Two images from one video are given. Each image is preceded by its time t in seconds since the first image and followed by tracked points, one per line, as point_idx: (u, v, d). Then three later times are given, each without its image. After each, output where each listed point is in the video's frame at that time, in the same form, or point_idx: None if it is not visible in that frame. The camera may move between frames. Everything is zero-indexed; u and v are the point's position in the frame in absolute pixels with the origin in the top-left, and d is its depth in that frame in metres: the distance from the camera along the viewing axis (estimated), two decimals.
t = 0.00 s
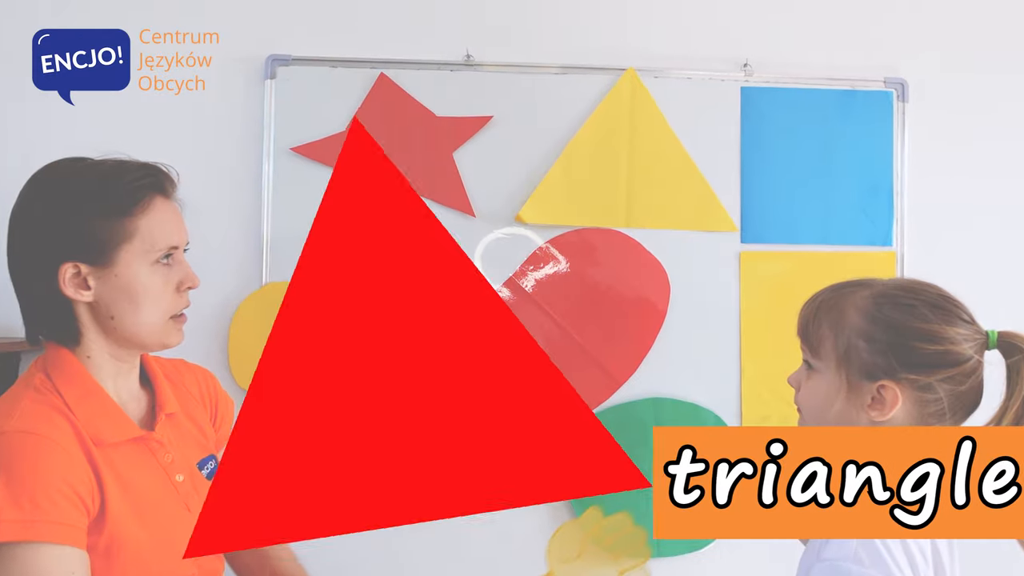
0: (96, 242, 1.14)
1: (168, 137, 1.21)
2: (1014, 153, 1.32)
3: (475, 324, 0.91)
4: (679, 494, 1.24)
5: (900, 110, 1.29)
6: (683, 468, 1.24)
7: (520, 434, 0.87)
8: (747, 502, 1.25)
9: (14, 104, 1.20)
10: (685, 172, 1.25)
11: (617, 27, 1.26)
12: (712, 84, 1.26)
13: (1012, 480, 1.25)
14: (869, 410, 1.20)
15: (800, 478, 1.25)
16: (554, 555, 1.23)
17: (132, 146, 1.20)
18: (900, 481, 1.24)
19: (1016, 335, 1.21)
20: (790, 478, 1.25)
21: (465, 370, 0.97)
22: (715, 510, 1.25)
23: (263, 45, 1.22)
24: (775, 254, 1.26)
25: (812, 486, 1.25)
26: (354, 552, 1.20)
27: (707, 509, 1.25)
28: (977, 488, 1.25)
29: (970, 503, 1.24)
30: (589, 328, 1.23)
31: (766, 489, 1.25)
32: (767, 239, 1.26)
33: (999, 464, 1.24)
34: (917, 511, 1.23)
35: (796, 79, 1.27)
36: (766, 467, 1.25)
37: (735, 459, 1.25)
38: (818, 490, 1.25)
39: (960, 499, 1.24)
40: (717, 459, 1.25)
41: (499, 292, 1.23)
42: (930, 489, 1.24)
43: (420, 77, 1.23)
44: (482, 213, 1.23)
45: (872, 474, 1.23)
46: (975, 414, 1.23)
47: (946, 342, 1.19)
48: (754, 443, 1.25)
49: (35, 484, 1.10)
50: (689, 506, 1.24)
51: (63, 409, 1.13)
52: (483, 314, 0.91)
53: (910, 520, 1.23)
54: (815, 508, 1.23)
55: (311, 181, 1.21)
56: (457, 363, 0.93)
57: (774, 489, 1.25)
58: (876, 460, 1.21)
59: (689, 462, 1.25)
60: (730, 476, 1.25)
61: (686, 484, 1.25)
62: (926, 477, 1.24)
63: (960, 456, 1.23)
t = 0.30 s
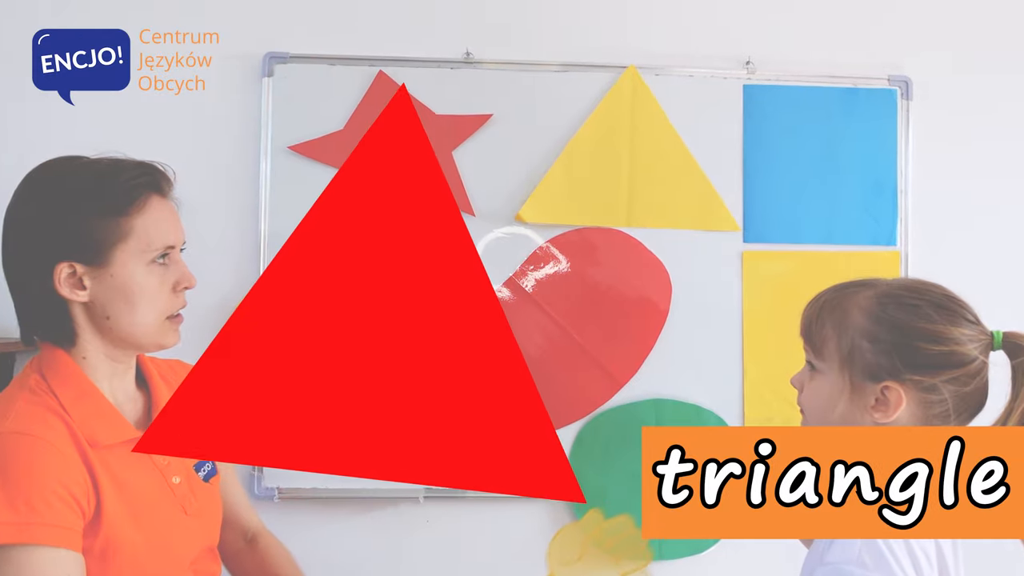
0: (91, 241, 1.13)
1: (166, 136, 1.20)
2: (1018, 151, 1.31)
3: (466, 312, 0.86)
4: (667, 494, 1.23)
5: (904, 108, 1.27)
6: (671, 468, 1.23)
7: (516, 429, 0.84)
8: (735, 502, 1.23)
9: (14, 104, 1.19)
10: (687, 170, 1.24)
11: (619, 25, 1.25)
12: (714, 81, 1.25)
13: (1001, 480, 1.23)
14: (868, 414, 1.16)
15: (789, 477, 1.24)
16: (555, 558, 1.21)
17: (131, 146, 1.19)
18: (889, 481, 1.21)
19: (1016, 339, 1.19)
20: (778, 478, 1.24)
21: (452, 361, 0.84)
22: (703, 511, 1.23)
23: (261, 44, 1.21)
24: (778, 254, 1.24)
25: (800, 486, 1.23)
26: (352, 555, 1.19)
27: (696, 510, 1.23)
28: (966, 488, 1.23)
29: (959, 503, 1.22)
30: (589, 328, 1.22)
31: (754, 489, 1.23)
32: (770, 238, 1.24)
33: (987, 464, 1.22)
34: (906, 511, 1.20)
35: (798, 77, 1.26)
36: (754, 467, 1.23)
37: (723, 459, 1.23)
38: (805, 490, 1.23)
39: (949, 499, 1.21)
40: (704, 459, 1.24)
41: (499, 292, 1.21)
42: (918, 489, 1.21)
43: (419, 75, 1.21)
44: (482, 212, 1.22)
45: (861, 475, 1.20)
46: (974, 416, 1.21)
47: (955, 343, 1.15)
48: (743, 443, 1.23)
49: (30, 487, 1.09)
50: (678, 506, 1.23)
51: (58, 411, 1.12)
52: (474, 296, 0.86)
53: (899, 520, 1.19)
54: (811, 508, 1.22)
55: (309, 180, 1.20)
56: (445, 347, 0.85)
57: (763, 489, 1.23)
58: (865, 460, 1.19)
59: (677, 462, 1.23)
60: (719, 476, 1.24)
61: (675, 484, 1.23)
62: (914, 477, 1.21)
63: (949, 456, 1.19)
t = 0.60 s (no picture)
0: (87, 241, 1.12)
1: (165, 136, 1.19)
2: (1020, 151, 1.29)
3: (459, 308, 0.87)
4: (667, 494, 1.22)
5: (907, 106, 1.26)
6: (672, 468, 1.22)
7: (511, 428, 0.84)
8: (735, 502, 1.22)
9: (15, 105, 1.18)
10: (689, 169, 1.23)
11: (620, 23, 1.24)
12: (716, 79, 1.24)
13: (1001, 480, 1.22)
14: (869, 418, 1.10)
15: (789, 477, 1.23)
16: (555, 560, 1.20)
17: (129, 145, 1.18)
18: (889, 481, 1.20)
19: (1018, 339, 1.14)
20: (778, 478, 1.23)
21: (448, 349, 0.86)
22: (703, 511, 1.22)
23: (258, 42, 1.20)
24: (780, 254, 1.23)
25: (801, 486, 1.22)
26: (351, 557, 1.18)
27: (696, 510, 1.22)
28: (966, 488, 1.22)
29: (959, 503, 1.20)
30: (590, 329, 1.21)
31: (754, 489, 1.23)
32: (772, 238, 1.23)
33: (987, 463, 1.22)
34: (906, 511, 1.19)
35: (800, 75, 1.25)
36: (754, 467, 1.23)
37: (724, 459, 1.22)
38: (805, 491, 1.22)
39: (949, 499, 1.20)
40: (704, 459, 1.23)
41: (499, 292, 1.20)
42: (918, 489, 1.20)
43: (418, 73, 1.21)
44: (481, 212, 1.21)
45: (861, 475, 1.19)
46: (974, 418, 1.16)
47: (960, 343, 1.09)
48: (743, 443, 1.22)
49: (27, 489, 1.08)
50: (678, 506, 1.22)
51: (54, 412, 1.11)
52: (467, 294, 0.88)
53: (899, 520, 1.17)
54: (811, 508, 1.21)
55: (307, 179, 1.19)
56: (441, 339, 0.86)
57: (763, 489, 1.23)
58: (865, 460, 1.18)
59: (677, 462, 1.22)
60: (719, 476, 1.23)
61: (675, 484, 1.22)
62: (913, 477, 1.19)
63: (949, 455, 1.18)
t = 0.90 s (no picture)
0: (85, 240, 1.12)
1: (164, 136, 1.18)
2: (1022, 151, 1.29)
3: (461, 306, 0.85)
4: (666, 494, 1.21)
5: (908, 105, 1.26)
6: (671, 468, 1.21)
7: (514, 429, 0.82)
8: (735, 502, 1.21)
9: (15, 105, 1.17)
10: (690, 169, 1.22)
11: (621, 23, 1.23)
12: (717, 79, 1.23)
13: (1001, 480, 1.22)
14: (869, 419, 1.08)
15: (789, 477, 1.22)
16: (555, 560, 1.20)
17: (128, 145, 1.18)
18: (889, 481, 1.18)
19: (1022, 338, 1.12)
20: (778, 478, 1.23)
21: (449, 356, 0.83)
22: (703, 511, 1.21)
23: (257, 41, 1.20)
24: (781, 254, 1.23)
25: (801, 486, 1.21)
26: (350, 558, 1.17)
27: (696, 510, 1.21)
28: (966, 488, 1.21)
29: (959, 504, 1.19)
30: (590, 329, 1.21)
31: (755, 489, 1.22)
32: (774, 238, 1.23)
33: (987, 463, 1.21)
34: (906, 511, 1.16)
35: (800, 74, 1.25)
36: (754, 467, 1.22)
37: (723, 459, 1.22)
38: (805, 491, 1.21)
39: (948, 499, 1.18)
40: (705, 459, 1.22)
41: (499, 292, 1.20)
42: (918, 489, 1.18)
43: (418, 72, 1.20)
44: (482, 212, 1.20)
45: (861, 475, 1.17)
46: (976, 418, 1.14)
47: (963, 342, 1.07)
48: (743, 443, 1.22)
49: (25, 489, 1.08)
50: (677, 506, 1.21)
51: (52, 412, 1.11)
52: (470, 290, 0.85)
53: (899, 520, 1.12)
54: (810, 508, 1.19)
55: (306, 179, 1.18)
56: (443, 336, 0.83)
57: (763, 489, 1.22)
58: (864, 460, 1.16)
59: (677, 462, 1.21)
60: (719, 476, 1.22)
61: (675, 484, 1.21)
62: (913, 477, 1.18)
63: (949, 455, 1.16)
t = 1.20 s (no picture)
0: (86, 240, 1.12)
1: (164, 136, 1.19)
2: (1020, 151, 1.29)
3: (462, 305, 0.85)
4: (666, 493, 1.21)
5: (908, 106, 1.26)
6: (672, 468, 1.21)
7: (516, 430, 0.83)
8: (735, 502, 1.21)
9: (14, 104, 1.18)
10: (690, 169, 1.22)
11: (620, 23, 1.23)
12: (716, 79, 1.24)
13: (1001, 480, 1.22)
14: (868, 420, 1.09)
15: (789, 477, 1.23)
16: (554, 559, 1.20)
17: (127, 145, 1.18)
18: (889, 481, 1.19)
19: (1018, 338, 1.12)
20: (778, 478, 1.23)
21: (449, 356, 0.84)
22: (703, 511, 1.22)
23: (257, 41, 1.20)
24: (780, 254, 1.23)
25: (800, 486, 1.22)
26: (350, 558, 1.18)
27: (696, 510, 1.22)
28: (966, 488, 1.22)
29: (959, 503, 1.19)
30: (590, 329, 1.21)
31: (754, 489, 1.22)
32: (773, 238, 1.23)
33: (987, 463, 1.21)
34: (906, 511, 1.17)
35: (800, 74, 1.25)
36: (754, 467, 1.22)
37: (724, 459, 1.22)
38: (806, 491, 1.21)
39: (949, 499, 1.19)
40: (706, 459, 1.22)
41: (499, 292, 1.20)
42: (918, 489, 1.19)
43: (418, 72, 1.20)
44: (482, 212, 1.21)
45: (861, 475, 1.18)
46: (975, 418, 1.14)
47: (962, 343, 1.08)
48: (743, 443, 1.22)
49: (26, 489, 1.08)
50: (678, 506, 1.21)
51: (53, 412, 1.11)
52: (470, 290, 0.86)
53: (899, 520, 1.14)
54: (811, 508, 1.20)
55: (306, 179, 1.19)
56: (446, 337, 0.84)
57: (763, 489, 1.22)
58: (865, 460, 1.17)
59: (677, 462, 1.22)
60: (719, 476, 1.22)
61: (675, 484, 1.22)
62: (913, 477, 1.18)
63: (949, 456, 1.17)
